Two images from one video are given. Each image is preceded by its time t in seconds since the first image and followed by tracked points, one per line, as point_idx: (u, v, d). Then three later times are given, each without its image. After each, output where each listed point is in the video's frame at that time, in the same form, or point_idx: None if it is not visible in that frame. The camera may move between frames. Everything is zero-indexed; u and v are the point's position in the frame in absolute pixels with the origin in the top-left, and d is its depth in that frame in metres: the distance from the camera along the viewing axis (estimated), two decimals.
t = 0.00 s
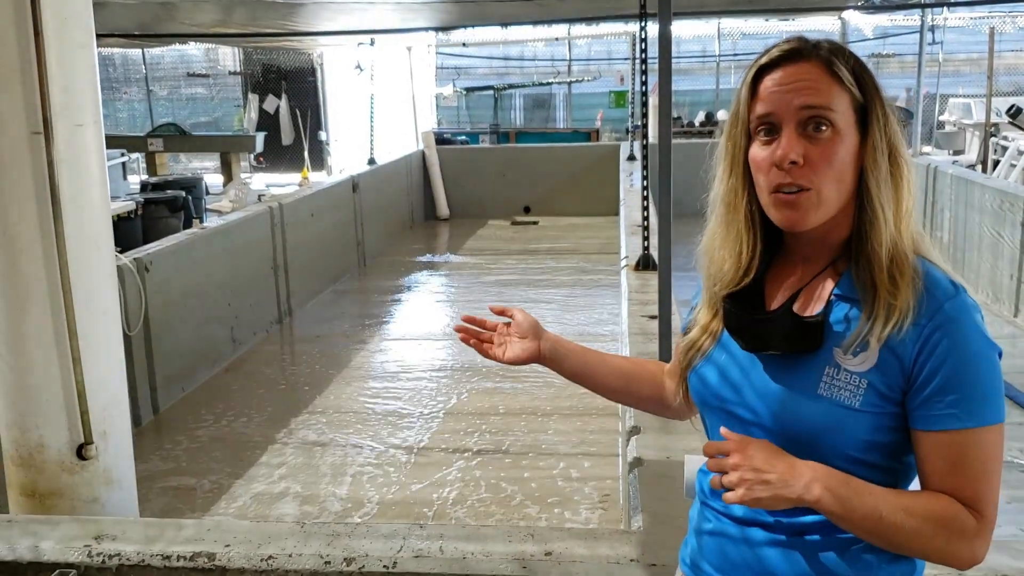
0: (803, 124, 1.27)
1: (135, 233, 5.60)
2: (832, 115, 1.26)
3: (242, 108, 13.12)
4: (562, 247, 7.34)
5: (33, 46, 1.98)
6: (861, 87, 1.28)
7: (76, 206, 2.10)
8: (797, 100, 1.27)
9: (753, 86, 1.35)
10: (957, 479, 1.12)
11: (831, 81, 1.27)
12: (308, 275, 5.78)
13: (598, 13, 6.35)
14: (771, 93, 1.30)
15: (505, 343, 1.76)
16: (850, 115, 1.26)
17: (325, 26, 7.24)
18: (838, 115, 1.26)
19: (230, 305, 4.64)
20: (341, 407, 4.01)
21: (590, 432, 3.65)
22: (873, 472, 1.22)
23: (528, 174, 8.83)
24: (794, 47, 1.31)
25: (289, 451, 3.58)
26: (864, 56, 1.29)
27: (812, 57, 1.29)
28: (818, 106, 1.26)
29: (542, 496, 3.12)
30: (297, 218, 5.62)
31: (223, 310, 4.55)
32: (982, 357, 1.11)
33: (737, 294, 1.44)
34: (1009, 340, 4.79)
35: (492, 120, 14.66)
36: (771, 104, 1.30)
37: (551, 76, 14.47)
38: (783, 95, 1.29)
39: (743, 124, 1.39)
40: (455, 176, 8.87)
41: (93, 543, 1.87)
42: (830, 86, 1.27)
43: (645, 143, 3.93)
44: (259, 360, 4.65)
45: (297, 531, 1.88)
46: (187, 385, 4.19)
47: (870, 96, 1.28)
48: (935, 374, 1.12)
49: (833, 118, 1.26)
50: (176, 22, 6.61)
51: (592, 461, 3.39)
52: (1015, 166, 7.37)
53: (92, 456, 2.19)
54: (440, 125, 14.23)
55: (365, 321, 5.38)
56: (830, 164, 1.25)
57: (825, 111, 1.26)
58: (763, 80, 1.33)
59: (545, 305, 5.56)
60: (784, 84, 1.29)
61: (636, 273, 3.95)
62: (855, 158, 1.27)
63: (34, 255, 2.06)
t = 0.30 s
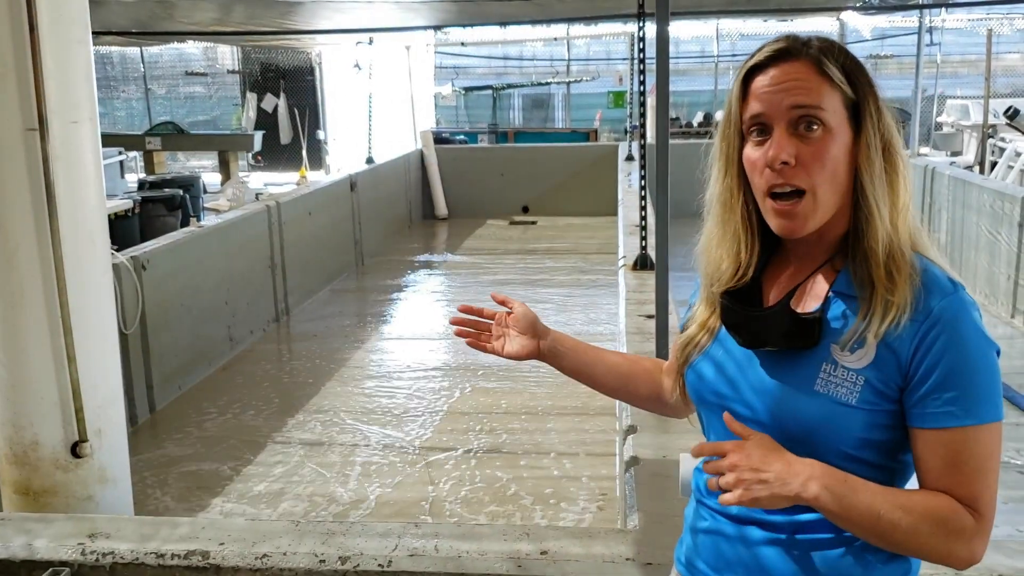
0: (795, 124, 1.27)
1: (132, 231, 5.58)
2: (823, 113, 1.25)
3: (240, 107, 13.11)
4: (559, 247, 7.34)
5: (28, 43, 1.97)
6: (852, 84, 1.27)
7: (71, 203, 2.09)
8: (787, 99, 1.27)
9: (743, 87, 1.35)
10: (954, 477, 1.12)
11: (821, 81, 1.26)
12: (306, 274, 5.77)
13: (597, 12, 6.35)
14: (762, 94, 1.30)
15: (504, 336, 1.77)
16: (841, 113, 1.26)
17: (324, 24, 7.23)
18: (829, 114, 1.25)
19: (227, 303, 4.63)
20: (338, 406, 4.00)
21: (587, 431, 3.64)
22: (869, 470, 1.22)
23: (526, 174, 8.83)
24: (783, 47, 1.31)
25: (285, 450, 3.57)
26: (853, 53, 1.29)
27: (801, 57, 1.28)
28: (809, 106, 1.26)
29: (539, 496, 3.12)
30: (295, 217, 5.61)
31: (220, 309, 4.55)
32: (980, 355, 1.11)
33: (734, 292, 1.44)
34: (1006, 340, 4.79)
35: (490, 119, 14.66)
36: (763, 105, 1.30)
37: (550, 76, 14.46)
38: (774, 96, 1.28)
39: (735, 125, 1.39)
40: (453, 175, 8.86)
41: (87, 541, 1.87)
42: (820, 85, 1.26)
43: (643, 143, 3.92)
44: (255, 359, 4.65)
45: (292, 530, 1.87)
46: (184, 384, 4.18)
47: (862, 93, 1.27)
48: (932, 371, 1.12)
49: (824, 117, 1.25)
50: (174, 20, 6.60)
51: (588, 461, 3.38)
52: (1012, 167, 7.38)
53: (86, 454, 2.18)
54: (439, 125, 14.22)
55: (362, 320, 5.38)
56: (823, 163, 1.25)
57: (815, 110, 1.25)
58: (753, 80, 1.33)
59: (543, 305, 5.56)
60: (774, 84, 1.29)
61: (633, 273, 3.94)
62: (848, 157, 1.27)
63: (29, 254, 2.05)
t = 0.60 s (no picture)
0: (797, 129, 1.28)
1: (129, 236, 5.62)
2: (826, 120, 1.27)
3: (237, 111, 13.12)
4: (556, 251, 7.34)
5: (24, 49, 1.95)
6: (857, 92, 1.29)
7: (66, 210, 2.09)
8: (791, 104, 1.29)
9: (749, 90, 1.37)
10: (947, 484, 1.12)
11: (825, 87, 1.28)
12: (302, 278, 5.76)
13: (594, 17, 6.35)
14: (767, 98, 1.32)
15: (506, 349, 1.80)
16: (844, 120, 1.27)
17: (321, 29, 7.23)
18: (832, 121, 1.27)
19: (224, 308, 4.62)
20: (334, 412, 3.99)
21: (585, 436, 3.64)
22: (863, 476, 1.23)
23: (523, 178, 8.83)
24: (790, 51, 1.33)
25: (282, 456, 3.55)
26: (859, 61, 1.31)
27: (807, 63, 1.30)
28: (812, 112, 1.27)
29: (535, 502, 3.11)
30: (292, 221, 5.60)
31: (217, 314, 4.54)
32: (974, 361, 1.12)
33: (731, 295, 1.47)
34: (1002, 344, 4.80)
35: (487, 124, 14.68)
36: (766, 109, 1.32)
37: (547, 81, 14.50)
38: (779, 101, 1.30)
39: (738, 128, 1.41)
40: (450, 180, 8.86)
41: (81, 549, 1.78)
42: (825, 91, 1.28)
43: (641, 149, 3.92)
44: (251, 365, 4.63)
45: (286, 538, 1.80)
46: (180, 389, 4.17)
47: (865, 100, 1.29)
48: (926, 377, 1.13)
49: (827, 123, 1.27)
50: (171, 25, 6.60)
51: (586, 466, 3.38)
52: (1008, 172, 7.39)
53: (81, 460, 2.17)
54: (436, 129, 14.22)
55: (359, 324, 5.37)
56: (824, 169, 1.27)
57: (819, 116, 1.27)
58: (759, 84, 1.35)
59: (540, 309, 5.55)
60: (780, 88, 1.30)
61: (631, 277, 3.94)
62: (848, 163, 1.28)
63: (25, 260, 2.03)
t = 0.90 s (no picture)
0: (796, 157, 1.30)
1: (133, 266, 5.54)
2: (826, 148, 1.28)
3: (240, 142, 13.21)
4: (559, 279, 7.34)
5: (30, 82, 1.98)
6: (859, 121, 1.30)
7: (70, 241, 2.10)
8: (790, 132, 1.31)
9: (751, 116, 1.40)
10: (951, 514, 1.14)
11: (826, 114, 1.30)
12: (304, 308, 5.76)
13: (595, 48, 6.40)
14: (767, 125, 1.34)
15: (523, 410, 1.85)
16: (844, 148, 1.29)
17: (324, 60, 7.29)
18: (832, 149, 1.28)
19: (226, 337, 4.61)
20: (336, 442, 3.97)
21: (589, 467, 3.62)
22: (865, 507, 1.26)
23: (525, 206, 8.86)
24: (792, 79, 1.35)
25: (284, 487, 3.53)
26: (862, 89, 1.32)
27: (809, 91, 1.32)
28: (812, 140, 1.29)
29: (539, 533, 3.08)
30: (295, 252, 5.61)
31: (219, 343, 4.53)
32: (975, 389, 1.13)
33: (732, 321, 1.50)
34: (1009, 373, 4.78)
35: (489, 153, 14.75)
36: (767, 136, 1.34)
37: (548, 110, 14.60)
38: (780, 128, 1.32)
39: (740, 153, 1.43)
40: (452, 209, 8.89)
41: None
42: (825, 119, 1.29)
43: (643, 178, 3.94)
44: (254, 395, 4.62)
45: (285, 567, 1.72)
46: (182, 419, 4.16)
47: (866, 129, 1.30)
48: (928, 407, 1.15)
49: (826, 150, 1.28)
50: (176, 57, 6.66)
51: (590, 497, 3.35)
52: (1012, 200, 7.40)
53: (83, 490, 2.17)
54: (438, 159, 14.31)
55: (362, 353, 5.36)
56: (822, 197, 1.28)
57: (818, 144, 1.29)
58: (761, 110, 1.37)
59: (544, 338, 5.54)
60: (781, 116, 1.32)
61: (633, 305, 3.94)
62: (849, 190, 1.30)
63: (28, 290, 2.04)
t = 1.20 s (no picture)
0: (791, 152, 1.30)
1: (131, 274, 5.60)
2: (820, 140, 1.29)
3: (240, 150, 13.21)
4: (558, 287, 7.32)
5: (23, 91, 1.97)
6: (847, 113, 1.32)
7: (65, 249, 2.09)
8: (783, 128, 1.32)
9: (740, 122, 1.41)
10: (950, 526, 1.13)
11: (814, 108, 1.31)
12: (303, 316, 5.74)
13: (593, 54, 6.40)
14: (759, 125, 1.35)
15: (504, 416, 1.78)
16: (838, 139, 1.29)
17: (323, 68, 7.29)
18: (826, 140, 1.29)
19: (225, 345, 4.60)
20: (334, 450, 3.95)
21: (588, 474, 3.60)
22: (869, 516, 1.24)
23: (524, 214, 8.85)
24: (776, 82, 1.37)
25: (282, 495, 3.51)
26: (847, 86, 1.34)
27: (795, 89, 1.34)
28: (805, 132, 1.29)
29: (538, 540, 3.06)
30: (294, 259, 5.59)
31: (218, 351, 4.52)
32: (980, 397, 1.12)
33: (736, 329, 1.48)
34: (1008, 379, 4.76)
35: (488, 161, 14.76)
36: (759, 135, 1.35)
37: (547, 118, 14.61)
38: (770, 125, 1.33)
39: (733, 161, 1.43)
40: (451, 216, 8.89)
41: None
42: (815, 112, 1.31)
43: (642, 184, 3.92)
44: (254, 403, 4.59)
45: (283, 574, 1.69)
46: (180, 428, 4.13)
47: (856, 121, 1.31)
48: (931, 414, 1.14)
49: (820, 142, 1.29)
50: (174, 64, 6.66)
51: (589, 504, 3.33)
52: (1010, 206, 7.39)
53: (79, 500, 2.14)
54: (437, 166, 14.31)
55: (361, 361, 5.35)
56: (823, 188, 1.27)
57: (812, 136, 1.29)
58: (750, 114, 1.38)
59: (542, 345, 5.53)
60: (772, 115, 1.34)
61: (632, 312, 3.93)
62: (847, 184, 1.29)
63: (22, 298, 2.03)
